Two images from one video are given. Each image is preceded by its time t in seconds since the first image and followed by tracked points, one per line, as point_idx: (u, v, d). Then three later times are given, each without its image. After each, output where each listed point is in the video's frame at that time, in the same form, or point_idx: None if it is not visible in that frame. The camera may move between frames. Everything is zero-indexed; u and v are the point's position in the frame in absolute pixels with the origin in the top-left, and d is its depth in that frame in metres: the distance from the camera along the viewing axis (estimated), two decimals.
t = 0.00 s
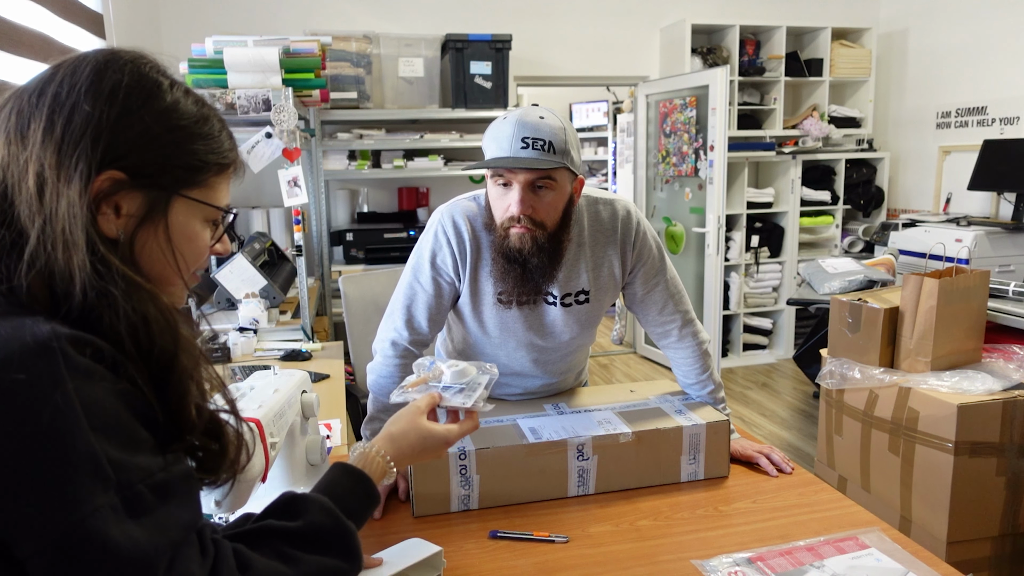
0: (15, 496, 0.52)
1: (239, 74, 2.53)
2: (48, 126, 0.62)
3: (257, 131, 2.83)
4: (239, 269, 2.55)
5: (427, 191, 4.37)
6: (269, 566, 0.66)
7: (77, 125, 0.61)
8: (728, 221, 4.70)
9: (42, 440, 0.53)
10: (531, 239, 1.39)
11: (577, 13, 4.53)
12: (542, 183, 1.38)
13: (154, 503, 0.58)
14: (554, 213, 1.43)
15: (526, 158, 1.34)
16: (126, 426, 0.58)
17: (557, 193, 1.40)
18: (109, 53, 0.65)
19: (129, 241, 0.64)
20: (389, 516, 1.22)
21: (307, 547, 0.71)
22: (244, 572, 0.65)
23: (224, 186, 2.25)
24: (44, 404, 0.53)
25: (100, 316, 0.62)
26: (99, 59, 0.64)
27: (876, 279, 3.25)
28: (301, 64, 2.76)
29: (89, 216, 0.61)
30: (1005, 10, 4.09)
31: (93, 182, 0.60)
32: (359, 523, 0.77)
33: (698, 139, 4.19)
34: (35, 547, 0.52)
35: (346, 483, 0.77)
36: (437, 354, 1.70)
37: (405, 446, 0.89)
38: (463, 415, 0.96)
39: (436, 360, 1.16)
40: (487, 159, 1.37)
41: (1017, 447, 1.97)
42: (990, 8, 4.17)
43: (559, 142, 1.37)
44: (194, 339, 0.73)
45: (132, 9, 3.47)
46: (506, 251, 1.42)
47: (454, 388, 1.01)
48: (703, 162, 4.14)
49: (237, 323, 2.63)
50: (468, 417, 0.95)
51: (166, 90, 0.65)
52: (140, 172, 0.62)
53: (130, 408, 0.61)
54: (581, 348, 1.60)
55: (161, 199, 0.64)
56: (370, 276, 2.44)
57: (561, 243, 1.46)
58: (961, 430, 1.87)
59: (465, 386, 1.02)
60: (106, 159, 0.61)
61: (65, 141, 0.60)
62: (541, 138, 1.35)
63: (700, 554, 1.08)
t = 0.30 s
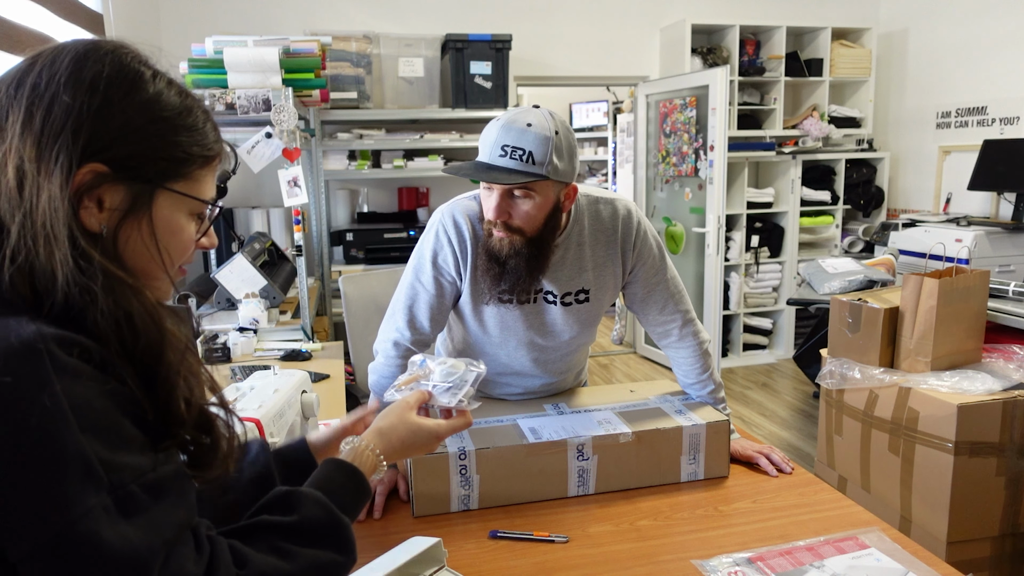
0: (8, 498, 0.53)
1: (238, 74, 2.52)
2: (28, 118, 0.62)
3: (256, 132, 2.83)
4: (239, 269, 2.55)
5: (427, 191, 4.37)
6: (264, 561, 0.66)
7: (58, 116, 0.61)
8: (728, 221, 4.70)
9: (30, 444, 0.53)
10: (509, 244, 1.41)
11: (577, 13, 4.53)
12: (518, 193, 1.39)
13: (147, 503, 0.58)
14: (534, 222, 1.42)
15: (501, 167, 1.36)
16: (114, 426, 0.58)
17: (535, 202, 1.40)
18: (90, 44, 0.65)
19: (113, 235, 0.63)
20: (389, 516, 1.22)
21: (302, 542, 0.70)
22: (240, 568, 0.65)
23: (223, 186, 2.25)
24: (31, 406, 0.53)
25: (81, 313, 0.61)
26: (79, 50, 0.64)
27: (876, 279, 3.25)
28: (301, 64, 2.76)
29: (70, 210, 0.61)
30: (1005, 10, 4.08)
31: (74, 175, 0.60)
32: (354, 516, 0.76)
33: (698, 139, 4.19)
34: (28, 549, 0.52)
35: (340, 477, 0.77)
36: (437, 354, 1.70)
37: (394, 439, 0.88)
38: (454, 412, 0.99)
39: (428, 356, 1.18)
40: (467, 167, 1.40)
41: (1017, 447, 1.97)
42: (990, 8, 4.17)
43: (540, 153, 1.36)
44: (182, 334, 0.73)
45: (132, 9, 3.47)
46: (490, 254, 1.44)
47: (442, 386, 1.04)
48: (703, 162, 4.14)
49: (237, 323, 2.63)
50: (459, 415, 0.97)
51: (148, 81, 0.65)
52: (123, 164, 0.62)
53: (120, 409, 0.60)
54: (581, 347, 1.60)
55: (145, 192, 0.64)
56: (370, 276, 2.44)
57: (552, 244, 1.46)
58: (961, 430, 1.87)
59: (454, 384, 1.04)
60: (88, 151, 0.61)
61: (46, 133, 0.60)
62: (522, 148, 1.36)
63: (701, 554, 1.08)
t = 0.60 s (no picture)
0: None
1: (238, 74, 2.52)
2: (27, 110, 0.61)
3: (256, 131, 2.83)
4: (238, 269, 2.56)
5: (427, 191, 4.37)
6: (253, 557, 0.67)
7: (59, 110, 0.61)
8: (728, 221, 4.70)
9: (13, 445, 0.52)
10: (515, 240, 1.40)
11: (577, 14, 4.53)
12: (523, 186, 1.39)
13: (132, 504, 0.58)
14: (538, 217, 1.42)
15: (504, 159, 1.36)
16: (100, 426, 0.58)
17: (539, 195, 1.40)
18: (89, 43, 0.65)
19: (107, 232, 0.63)
20: (389, 517, 1.22)
21: (290, 536, 0.71)
22: (229, 565, 0.65)
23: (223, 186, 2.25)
24: (8, 410, 0.53)
25: (75, 307, 0.61)
26: (79, 49, 0.64)
27: (876, 279, 3.25)
28: (301, 64, 2.76)
29: (67, 205, 0.61)
30: (1005, 10, 4.08)
31: (74, 169, 0.60)
32: (341, 508, 0.77)
33: (698, 139, 4.19)
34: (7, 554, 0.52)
35: (325, 470, 0.78)
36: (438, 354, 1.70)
37: (381, 427, 0.88)
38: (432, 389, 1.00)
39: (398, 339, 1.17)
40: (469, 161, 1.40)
41: (1017, 447, 1.97)
42: (990, 8, 4.17)
43: (542, 143, 1.37)
44: (174, 333, 0.73)
45: (131, 9, 3.46)
46: (494, 250, 1.43)
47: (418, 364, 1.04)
48: (703, 162, 4.14)
49: (237, 322, 2.63)
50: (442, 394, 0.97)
51: (146, 84, 0.66)
52: (120, 161, 0.63)
53: (107, 408, 0.60)
54: (581, 348, 1.61)
55: (141, 190, 0.64)
56: (369, 276, 2.44)
57: (553, 242, 1.46)
58: (961, 430, 1.87)
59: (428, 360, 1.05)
60: (88, 147, 0.61)
61: (45, 127, 0.60)
62: (524, 140, 1.36)
63: (701, 554, 1.08)
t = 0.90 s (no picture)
0: None
1: (239, 74, 2.52)
2: (23, 110, 0.61)
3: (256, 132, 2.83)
4: (238, 269, 2.56)
5: (426, 191, 4.37)
6: (245, 554, 0.67)
7: (55, 111, 0.61)
8: (728, 221, 4.70)
9: None
10: (525, 231, 1.40)
11: (577, 14, 4.54)
12: (531, 176, 1.39)
13: (121, 502, 0.58)
14: (547, 206, 1.43)
15: (512, 146, 1.35)
16: (90, 426, 0.58)
17: (547, 184, 1.41)
18: (86, 46, 0.66)
19: (100, 234, 0.63)
20: (389, 517, 1.22)
21: (281, 532, 0.72)
22: (220, 562, 0.66)
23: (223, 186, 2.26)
24: None
25: (68, 307, 0.61)
26: (76, 52, 0.64)
27: (876, 279, 3.25)
28: (301, 64, 2.76)
29: (60, 205, 0.61)
30: (1005, 10, 4.08)
31: (68, 170, 0.60)
32: (333, 504, 0.77)
33: (698, 139, 4.19)
34: None
35: (317, 465, 0.78)
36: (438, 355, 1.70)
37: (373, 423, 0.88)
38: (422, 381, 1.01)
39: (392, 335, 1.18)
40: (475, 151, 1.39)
41: (1017, 447, 1.97)
42: (990, 8, 4.17)
43: (548, 130, 1.38)
44: (166, 334, 0.73)
45: (131, 10, 3.46)
46: (501, 245, 1.44)
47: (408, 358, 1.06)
48: (703, 162, 4.14)
49: (236, 322, 2.64)
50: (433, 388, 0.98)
51: (141, 87, 0.66)
52: (114, 163, 0.63)
53: (97, 409, 0.60)
54: (580, 348, 1.61)
55: (134, 191, 0.64)
56: (369, 276, 2.44)
57: (556, 241, 1.46)
58: (961, 430, 1.87)
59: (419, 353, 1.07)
60: (82, 148, 0.61)
61: (40, 128, 0.60)
62: (529, 127, 1.37)
63: (700, 554, 1.08)
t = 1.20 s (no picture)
0: None
1: (239, 74, 2.52)
2: (14, 111, 0.61)
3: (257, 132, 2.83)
4: (238, 269, 2.56)
5: (426, 191, 4.37)
6: (236, 554, 0.67)
7: (46, 112, 0.61)
8: (728, 221, 4.70)
9: None
10: (526, 231, 1.40)
11: (576, 14, 4.54)
12: (533, 175, 1.39)
13: (111, 502, 0.58)
14: (548, 205, 1.43)
15: (514, 149, 1.35)
16: (80, 426, 0.58)
17: (548, 184, 1.41)
18: (80, 47, 0.66)
19: (91, 234, 0.64)
20: (389, 517, 1.22)
21: (274, 532, 0.72)
22: (212, 562, 0.66)
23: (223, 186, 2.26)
24: None
25: (58, 308, 0.62)
26: (69, 52, 0.65)
27: (876, 279, 3.26)
28: (301, 64, 2.76)
29: (51, 206, 0.61)
30: (1005, 10, 4.08)
31: (59, 171, 0.60)
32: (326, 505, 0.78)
33: (698, 139, 4.18)
34: None
35: (311, 467, 0.79)
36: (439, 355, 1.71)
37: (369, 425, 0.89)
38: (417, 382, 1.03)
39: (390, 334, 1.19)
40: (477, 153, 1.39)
41: (1017, 447, 1.97)
42: (990, 7, 4.17)
43: (548, 133, 1.38)
44: (158, 335, 0.73)
45: (131, 10, 3.46)
46: (501, 245, 1.43)
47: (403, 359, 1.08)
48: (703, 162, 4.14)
49: (236, 322, 2.64)
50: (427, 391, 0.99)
51: (134, 89, 0.66)
52: (105, 164, 0.63)
53: (87, 409, 0.60)
54: (580, 348, 1.61)
55: (126, 193, 0.64)
56: (370, 276, 2.44)
57: (557, 241, 1.46)
58: (960, 430, 1.88)
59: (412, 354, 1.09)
60: (73, 149, 0.61)
61: (31, 129, 0.61)
62: (530, 129, 1.37)
63: (700, 554, 1.08)
